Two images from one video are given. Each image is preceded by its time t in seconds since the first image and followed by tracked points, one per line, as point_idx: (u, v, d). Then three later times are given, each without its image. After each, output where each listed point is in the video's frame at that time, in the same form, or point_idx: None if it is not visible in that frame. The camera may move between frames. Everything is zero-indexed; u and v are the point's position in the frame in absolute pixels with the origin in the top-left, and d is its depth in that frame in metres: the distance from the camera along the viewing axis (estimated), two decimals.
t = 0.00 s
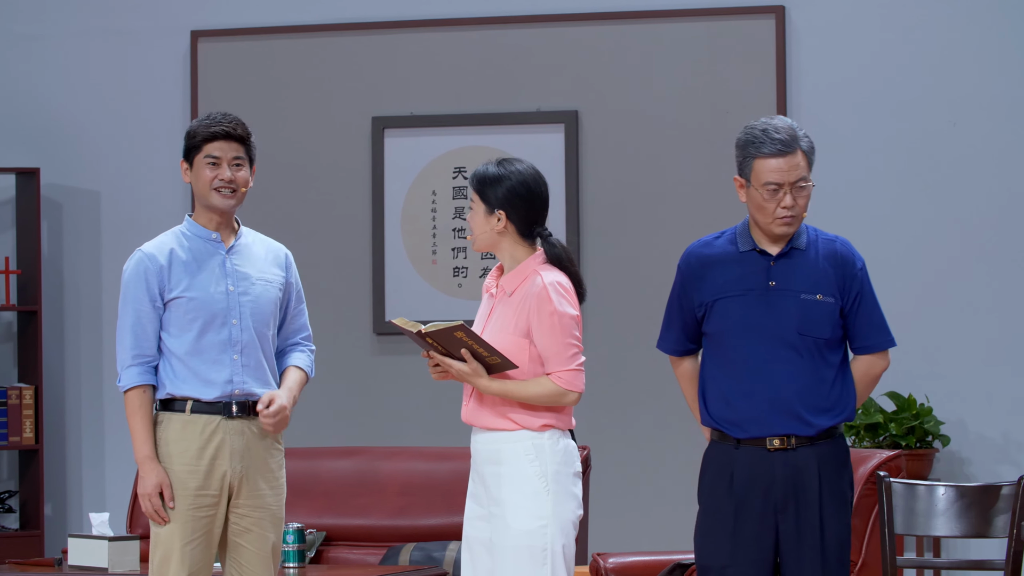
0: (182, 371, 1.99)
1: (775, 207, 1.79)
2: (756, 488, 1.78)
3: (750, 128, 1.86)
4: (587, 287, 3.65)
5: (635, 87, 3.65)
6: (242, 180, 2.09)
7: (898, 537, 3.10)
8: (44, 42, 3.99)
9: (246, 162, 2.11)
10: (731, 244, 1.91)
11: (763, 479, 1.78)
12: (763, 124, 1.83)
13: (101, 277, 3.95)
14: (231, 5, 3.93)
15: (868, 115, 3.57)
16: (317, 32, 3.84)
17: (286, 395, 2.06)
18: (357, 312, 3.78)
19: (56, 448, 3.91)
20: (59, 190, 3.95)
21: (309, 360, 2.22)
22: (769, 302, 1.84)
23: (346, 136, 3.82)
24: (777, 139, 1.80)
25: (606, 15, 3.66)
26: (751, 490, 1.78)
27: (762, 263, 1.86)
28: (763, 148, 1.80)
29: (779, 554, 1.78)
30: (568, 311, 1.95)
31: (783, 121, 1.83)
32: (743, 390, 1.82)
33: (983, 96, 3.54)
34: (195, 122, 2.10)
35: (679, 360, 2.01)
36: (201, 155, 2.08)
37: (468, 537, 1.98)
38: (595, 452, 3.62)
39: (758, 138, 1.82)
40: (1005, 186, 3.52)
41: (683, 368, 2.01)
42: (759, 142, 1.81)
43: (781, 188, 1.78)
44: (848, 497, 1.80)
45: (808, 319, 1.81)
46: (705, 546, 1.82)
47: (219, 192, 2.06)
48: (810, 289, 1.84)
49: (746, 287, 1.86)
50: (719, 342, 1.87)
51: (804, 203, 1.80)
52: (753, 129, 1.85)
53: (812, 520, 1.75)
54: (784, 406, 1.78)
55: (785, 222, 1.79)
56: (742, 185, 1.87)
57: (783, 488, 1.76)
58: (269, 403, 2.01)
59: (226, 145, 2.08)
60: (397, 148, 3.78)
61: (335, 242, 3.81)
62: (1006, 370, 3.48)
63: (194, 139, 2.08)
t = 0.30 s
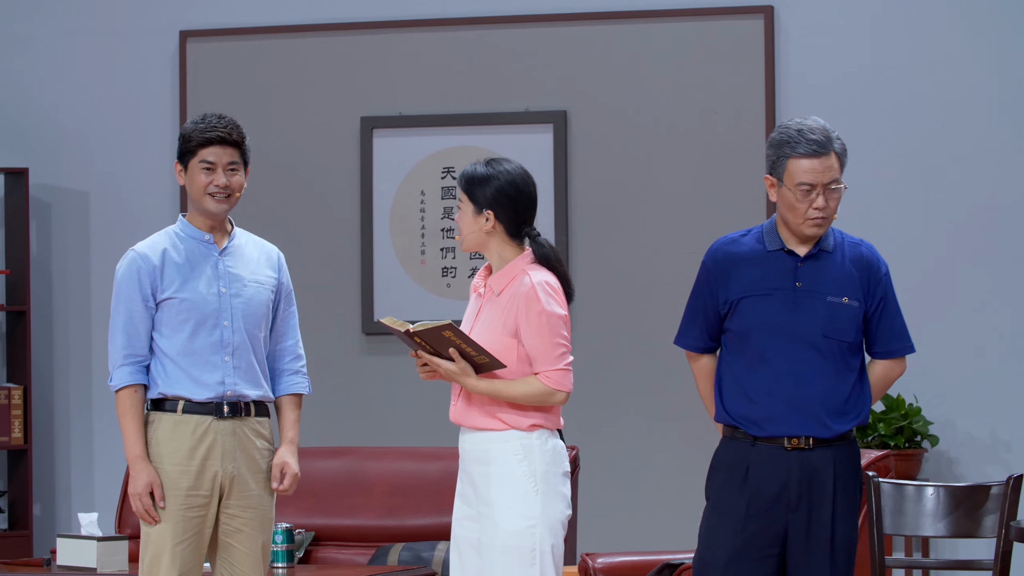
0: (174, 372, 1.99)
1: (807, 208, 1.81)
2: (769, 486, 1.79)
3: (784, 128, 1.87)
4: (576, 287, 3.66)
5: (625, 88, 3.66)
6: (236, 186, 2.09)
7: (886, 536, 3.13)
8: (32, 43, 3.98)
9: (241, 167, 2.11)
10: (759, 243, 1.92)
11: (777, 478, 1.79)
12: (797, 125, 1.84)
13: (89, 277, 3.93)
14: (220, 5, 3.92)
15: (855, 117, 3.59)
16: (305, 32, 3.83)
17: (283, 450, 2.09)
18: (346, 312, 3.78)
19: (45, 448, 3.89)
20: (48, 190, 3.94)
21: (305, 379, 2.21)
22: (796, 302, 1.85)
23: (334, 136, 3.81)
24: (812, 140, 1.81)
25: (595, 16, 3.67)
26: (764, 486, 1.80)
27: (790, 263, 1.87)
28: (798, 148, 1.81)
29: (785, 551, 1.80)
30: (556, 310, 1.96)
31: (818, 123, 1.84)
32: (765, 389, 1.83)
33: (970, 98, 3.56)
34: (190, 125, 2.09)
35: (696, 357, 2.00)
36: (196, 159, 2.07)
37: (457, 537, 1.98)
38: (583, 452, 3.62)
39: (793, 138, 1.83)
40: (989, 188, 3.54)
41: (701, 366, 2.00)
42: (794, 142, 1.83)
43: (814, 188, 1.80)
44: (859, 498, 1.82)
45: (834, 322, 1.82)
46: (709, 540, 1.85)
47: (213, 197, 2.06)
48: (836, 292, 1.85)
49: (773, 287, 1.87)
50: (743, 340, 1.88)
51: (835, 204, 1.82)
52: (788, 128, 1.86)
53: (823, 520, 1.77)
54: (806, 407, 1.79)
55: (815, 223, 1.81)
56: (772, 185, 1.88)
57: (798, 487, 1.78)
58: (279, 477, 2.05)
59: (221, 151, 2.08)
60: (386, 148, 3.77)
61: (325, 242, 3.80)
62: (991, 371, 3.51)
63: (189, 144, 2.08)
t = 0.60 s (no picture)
0: (168, 371, 1.98)
1: (828, 209, 1.81)
2: (771, 482, 1.80)
3: (807, 129, 1.88)
4: (566, 287, 3.67)
5: (615, 88, 3.67)
6: (232, 183, 2.11)
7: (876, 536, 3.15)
8: (22, 42, 3.96)
9: (235, 164, 2.13)
10: (774, 241, 1.92)
11: (779, 474, 1.80)
12: (821, 126, 1.85)
13: (80, 276, 3.91)
14: (210, 5, 3.91)
15: (843, 118, 3.61)
16: (295, 32, 3.83)
17: (275, 462, 2.14)
18: (336, 312, 3.78)
19: (35, 447, 3.87)
20: (39, 191, 3.92)
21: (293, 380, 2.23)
22: (811, 304, 1.85)
23: (324, 135, 3.81)
24: (837, 142, 1.82)
25: (585, 17, 3.67)
26: (765, 483, 1.81)
27: (805, 264, 1.88)
28: (822, 149, 1.82)
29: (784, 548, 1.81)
30: (546, 310, 1.97)
31: (841, 124, 1.85)
32: (778, 388, 1.83)
33: (958, 98, 3.57)
34: (181, 126, 2.07)
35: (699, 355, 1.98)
36: (191, 158, 2.06)
37: (447, 538, 1.98)
38: (573, 452, 3.63)
39: (817, 139, 1.84)
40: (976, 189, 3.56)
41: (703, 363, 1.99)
42: (818, 143, 1.84)
43: (836, 190, 1.81)
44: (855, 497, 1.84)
45: (847, 326, 1.84)
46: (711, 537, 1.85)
47: (213, 195, 2.07)
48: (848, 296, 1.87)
49: (788, 287, 1.87)
50: (757, 339, 1.88)
51: (854, 207, 1.83)
52: (811, 129, 1.87)
53: (822, 518, 1.78)
54: (818, 409, 1.80)
55: (835, 224, 1.82)
56: (792, 185, 1.88)
57: (798, 483, 1.79)
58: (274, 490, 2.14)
59: (217, 149, 2.09)
60: (377, 148, 3.77)
61: (315, 242, 3.80)
62: (980, 371, 3.53)
63: (184, 143, 2.06)
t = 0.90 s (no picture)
0: (160, 372, 1.98)
1: (828, 209, 1.83)
2: (772, 483, 1.82)
3: (807, 128, 1.89)
4: (556, 288, 3.68)
5: (605, 89, 3.68)
6: (223, 186, 2.12)
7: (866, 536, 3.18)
8: (13, 42, 3.96)
9: (225, 166, 2.13)
10: (769, 241, 1.93)
11: (781, 475, 1.81)
12: (821, 126, 1.86)
13: (70, 275, 3.90)
14: (200, 4, 3.91)
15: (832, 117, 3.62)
16: (284, 32, 3.82)
17: (261, 458, 2.13)
18: (327, 311, 3.77)
19: (25, 448, 3.85)
20: (29, 190, 3.91)
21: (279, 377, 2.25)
22: (809, 304, 1.87)
23: (314, 135, 3.81)
24: (837, 142, 1.83)
25: (575, 17, 3.68)
26: (767, 485, 1.82)
27: (802, 264, 1.89)
28: (823, 149, 1.83)
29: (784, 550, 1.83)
30: (535, 311, 1.97)
31: (841, 125, 1.87)
32: (778, 389, 1.84)
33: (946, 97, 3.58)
34: (175, 129, 2.07)
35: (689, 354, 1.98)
36: (183, 162, 2.06)
37: (436, 538, 1.98)
38: (563, 452, 3.64)
39: (818, 139, 1.85)
40: (965, 187, 3.56)
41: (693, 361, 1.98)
42: (819, 143, 1.84)
43: (836, 190, 1.82)
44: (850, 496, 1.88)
45: (844, 327, 1.86)
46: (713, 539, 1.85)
47: (204, 200, 2.07)
48: (843, 296, 1.89)
49: (786, 288, 1.88)
50: (756, 340, 1.88)
51: (852, 207, 1.85)
52: (811, 129, 1.88)
53: (823, 519, 1.82)
54: (817, 410, 1.82)
55: (834, 225, 1.83)
56: (790, 184, 1.89)
57: (800, 484, 1.81)
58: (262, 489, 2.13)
59: (210, 152, 2.09)
60: (367, 147, 3.76)
61: (305, 242, 3.80)
62: (970, 371, 3.53)
63: (177, 146, 2.06)
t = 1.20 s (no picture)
0: (146, 372, 1.98)
1: (808, 205, 1.84)
2: (774, 485, 1.83)
3: (781, 124, 1.91)
4: (543, 288, 3.69)
5: (592, 89, 3.69)
6: (208, 185, 2.12)
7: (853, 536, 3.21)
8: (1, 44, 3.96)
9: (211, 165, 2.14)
10: (749, 241, 1.94)
11: (782, 477, 1.83)
12: (796, 122, 1.88)
13: (57, 275, 3.89)
14: (187, 4, 3.90)
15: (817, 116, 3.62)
16: (271, 32, 3.82)
17: (250, 458, 2.14)
18: (314, 311, 3.77)
19: (12, 448, 3.84)
20: (17, 190, 3.91)
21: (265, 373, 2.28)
22: (795, 302, 1.89)
23: (300, 135, 3.80)
24: (814, 137, 1.86)
25: (561, 17, 3.69)
26: (769, 486, 1.83)
27: (784, 262, 1.91)
28: (802, 145, 1.85)
29: (783, 552, 1.85)
30: (522, 310, 1.98)
31: (814, 120, 1.89)
32: (774, 390, 1.85)
33: (930, 96, 3.59)
34: (161, 129, 2.07)
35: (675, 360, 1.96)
36: (170, 162, 2.06)
37: (422, 537, 1.98)
38: (550, 452, 3.66)
39: (796, 135, 1.86)
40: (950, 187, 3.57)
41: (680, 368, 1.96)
42: (796, 139, 1.86)
43: (816, 185, 1.84)
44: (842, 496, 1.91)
45: (829, 322, 1.89)
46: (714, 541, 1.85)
47: (191, 199, 2.08)
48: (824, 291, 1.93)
49: (772, 287, 1.89)
50: (747, 342, 1.89)
51: (830, 202, 1.88)
52: (786, 126, 1.89)
53: (821, 519, 1.84)
54: (812, 407, 1.84)
55: (815, 220, 1.85)
56: (767, 181, 1.90)
57: (800, 485, 1.83)
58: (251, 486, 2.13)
59: (196, 152, 2.09)
60: (354, 147, 3.76)
61: (293, 242, 3.79)
62: (957, 372, 3.54)
63: (164, 146, 2.06)
